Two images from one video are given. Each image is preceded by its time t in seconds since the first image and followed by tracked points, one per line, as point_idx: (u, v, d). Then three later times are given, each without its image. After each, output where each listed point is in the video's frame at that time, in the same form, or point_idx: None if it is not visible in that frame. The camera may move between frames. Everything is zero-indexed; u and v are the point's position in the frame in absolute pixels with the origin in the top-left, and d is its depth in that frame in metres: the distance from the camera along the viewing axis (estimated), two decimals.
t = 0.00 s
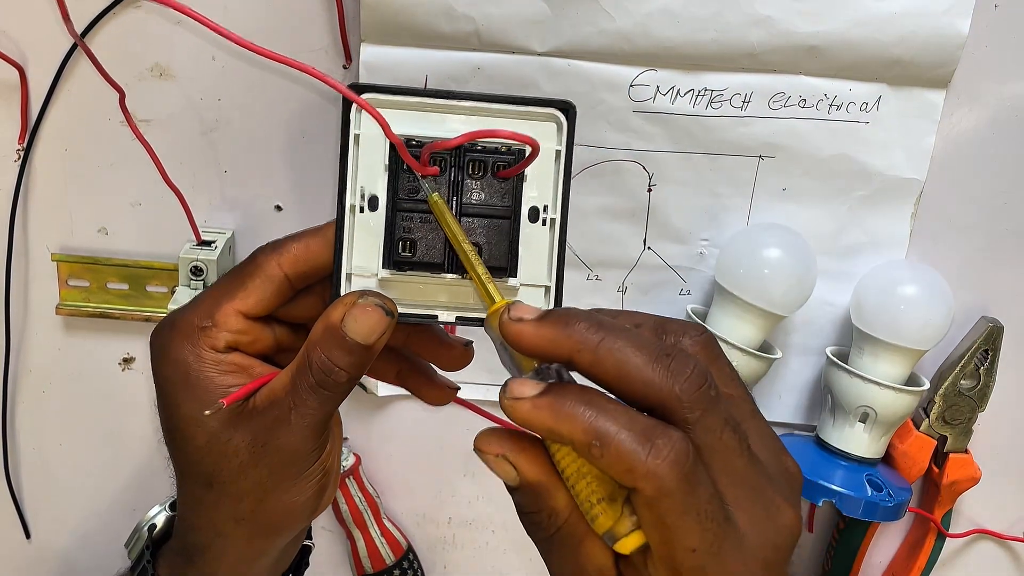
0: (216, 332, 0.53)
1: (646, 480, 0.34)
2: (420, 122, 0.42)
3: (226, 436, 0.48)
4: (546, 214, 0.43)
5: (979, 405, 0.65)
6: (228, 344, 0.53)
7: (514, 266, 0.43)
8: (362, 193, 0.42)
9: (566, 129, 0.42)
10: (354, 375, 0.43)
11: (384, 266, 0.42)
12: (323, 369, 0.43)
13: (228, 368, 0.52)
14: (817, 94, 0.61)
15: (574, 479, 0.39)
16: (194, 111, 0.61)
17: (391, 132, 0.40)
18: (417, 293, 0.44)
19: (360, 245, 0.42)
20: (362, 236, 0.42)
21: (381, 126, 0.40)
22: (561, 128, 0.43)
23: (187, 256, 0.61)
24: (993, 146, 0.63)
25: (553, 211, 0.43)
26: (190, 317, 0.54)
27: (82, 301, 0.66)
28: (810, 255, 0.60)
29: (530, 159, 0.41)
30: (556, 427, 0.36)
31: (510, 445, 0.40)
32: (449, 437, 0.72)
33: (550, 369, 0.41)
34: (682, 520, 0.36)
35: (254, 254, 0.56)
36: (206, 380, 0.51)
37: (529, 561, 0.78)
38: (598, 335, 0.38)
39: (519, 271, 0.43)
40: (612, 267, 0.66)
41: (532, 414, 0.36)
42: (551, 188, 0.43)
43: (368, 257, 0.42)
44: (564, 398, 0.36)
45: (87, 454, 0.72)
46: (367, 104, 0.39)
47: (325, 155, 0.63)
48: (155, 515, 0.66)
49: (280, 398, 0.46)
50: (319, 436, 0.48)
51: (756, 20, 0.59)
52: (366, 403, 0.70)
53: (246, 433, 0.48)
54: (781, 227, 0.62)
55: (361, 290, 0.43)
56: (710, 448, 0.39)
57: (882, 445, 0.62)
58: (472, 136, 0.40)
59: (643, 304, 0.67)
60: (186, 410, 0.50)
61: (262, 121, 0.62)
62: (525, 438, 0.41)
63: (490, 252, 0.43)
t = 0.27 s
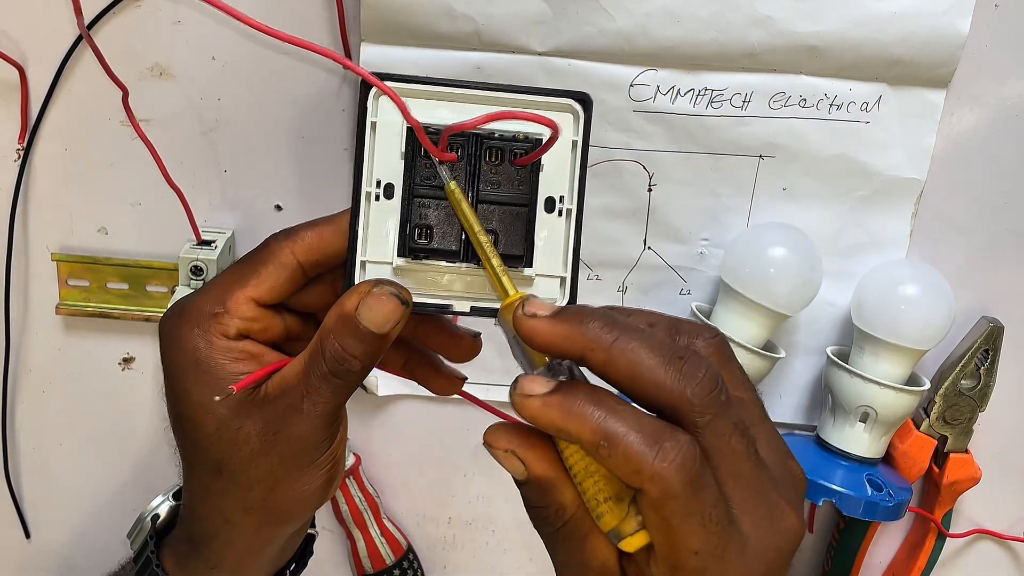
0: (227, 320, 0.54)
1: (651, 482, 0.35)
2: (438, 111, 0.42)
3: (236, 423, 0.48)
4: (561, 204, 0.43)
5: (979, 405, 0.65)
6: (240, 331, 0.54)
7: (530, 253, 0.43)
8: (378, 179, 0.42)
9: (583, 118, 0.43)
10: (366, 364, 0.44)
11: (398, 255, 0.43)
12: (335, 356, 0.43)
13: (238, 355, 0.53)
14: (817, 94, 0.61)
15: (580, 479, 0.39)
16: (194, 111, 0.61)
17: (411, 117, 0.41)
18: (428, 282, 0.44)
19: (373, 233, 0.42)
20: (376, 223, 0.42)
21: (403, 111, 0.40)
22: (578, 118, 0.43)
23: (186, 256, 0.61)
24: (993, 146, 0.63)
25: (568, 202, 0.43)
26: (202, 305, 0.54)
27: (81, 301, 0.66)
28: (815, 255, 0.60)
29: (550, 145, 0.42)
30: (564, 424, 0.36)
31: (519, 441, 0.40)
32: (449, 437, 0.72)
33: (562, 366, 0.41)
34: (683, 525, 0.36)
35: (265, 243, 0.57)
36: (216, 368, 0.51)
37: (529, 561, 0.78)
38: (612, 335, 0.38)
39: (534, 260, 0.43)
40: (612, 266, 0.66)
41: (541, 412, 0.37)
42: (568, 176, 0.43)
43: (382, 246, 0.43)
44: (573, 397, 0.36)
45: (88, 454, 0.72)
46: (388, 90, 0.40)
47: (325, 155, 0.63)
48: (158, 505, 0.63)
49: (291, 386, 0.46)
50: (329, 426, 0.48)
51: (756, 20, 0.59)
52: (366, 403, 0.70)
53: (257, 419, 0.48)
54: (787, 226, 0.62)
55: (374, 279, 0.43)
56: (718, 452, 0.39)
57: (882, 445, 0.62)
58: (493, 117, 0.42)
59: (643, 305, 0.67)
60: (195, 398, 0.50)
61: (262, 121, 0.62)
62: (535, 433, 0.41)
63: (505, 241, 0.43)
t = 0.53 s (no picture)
0: (231, 319, 0.54)
1: (666, 493, 0.35)
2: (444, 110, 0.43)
3: (239, 422, 0.48)
4: (565, 205, 0.43)
5: (979, 405, 0.65)
6: (244, 331, 0.54)
7: (535, 254, 0.43)
8: (382, 181, 0.42)
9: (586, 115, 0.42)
10: (370, 364, 0.44)
11: (403, 256, 0.43)
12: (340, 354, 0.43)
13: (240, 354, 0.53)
14: (817, 94, 0.61)
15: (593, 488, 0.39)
16: (194, 111, 0.61)
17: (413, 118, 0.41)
18: (438, 282, 0.44)
19: (378, 234, 0.42)
20: (380, 224, 0.42)
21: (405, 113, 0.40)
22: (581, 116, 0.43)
23: (186, 256, 0.61)
24: (993, 146, 0.63)
25: (573, 202, 0.43)
26: (206, 304, 0.54)
27: (81, 301, 0.66)
28: (819, 255, 0.60)
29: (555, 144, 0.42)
30: (578, 434, 0.36)
31: (530, 452, 0.40)
32: (450, 437, 0.72)
33: (570, 374, 0.41)
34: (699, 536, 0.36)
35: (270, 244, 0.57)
36: (218, 364, 0.51)
37: (529, 561, 0.78)
38: (623, 345, 0.38)
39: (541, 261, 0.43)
40: (612, 266, 0.66)
41: (555, 421, 0.36)
42: (573, 176, 0.43)
43: (387, 247, 0.43)
44: (586, 406, 0.36)
45: (88, 454, 0.72)
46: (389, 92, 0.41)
47: (325, 155, 0.63)
48: (157, 504, 0.63)
49: (295, 388, 0.45)
50: (333, 427, 0.48)
51: (756, 20, 0.58)
52: (366, 403, 0.70)
53: (264, 418, 0.47)
54: (789, 226, 0.62)
55: (380, 279, 0.43)
56: (729, 462, 0.39)
57: (882, 445, 0.62)
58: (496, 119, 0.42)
59: (643, 305, 0.67)
60: (196, 395, 0.50)
61: (262, 121, 0.62)
62: (545, 442, 0.41)
63: (510, 241, 0.43)
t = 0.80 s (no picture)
0: (214, 387, 0.56)
1: None
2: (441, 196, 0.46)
3: (219, 493, 0.51)
4: (550, 296, 0.46)
5: (979, 405, 0.65)
6: (227, 399, 0.56)
7: (515, 344, 0.46)
8: (373, 261, 0.45)
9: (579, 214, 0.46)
10: (346, 443, 0.46)
11: (387, 335, 0.45)
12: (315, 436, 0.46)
13: (223, 422, 0.55)
14: (817, 95, 0.61)
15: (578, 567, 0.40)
16: (194, 111, 0.61)
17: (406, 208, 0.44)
18: (419, 366, 0.46)
19: (366, 312, 0.45)
20: (369, 303, 0.45)
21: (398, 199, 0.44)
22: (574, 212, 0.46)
23: (186, 257, 0.61)
24: (992, 146, 0.63)
25: (558, 295, 0.46)
26: (190, 371, 0.56)
27: (81, 301, 0.66)
28: (801, 252, 0.60)
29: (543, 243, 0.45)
30: (562, 523, 0.38)
31: (514, 538, 0.41)
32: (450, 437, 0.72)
33: (554, 458, 0.43)
34: None
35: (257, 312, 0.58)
36: (199, 435, 0.54)
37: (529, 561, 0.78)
38: (602, 431, 0.41)
39: (520, 350, 0.46)
40: (612, 266, 0.66)
41: (535, 507, 0.38)
42: (559, 270, 0.46)
43: (371, 326, 0.46)
44: (571, 494, 0.38)
45: (88, 454, 0.72)
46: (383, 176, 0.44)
47: (325, 156, 0.63)
48: (139, 557, 0.70)
49: (278, 462, 0.48)
50: (309, 499, 0.51)
51: (756, 20, 0.58)
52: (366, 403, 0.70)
53: (242, 489, 0.50)
54: (774, 227, 0.62)
55: (362, 356, 0.45)
56: (710, 546, 0.41)
57: (883, 445, 0.62)
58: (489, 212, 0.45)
59: (643, 305, 0.67)
60: (178, 461, 0.54)
61: (261, 122, 0.62)
62: (530, 526, 0.42)
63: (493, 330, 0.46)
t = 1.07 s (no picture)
0: (196, 463, 0.57)
1: None
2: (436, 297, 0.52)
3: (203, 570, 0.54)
4: (534, 397, 0.52)
5: (978, 405, 0.65)
6: (208, 476, 0.58)
7: (494, 443, 0.52)
8: (360, 348, 0.51)
9: (569, 318, 0.52)
10: (322, 529, 0.48)
11: (367, 424, 0.51)
12: (292, 521, 0.47)
13: (203, 500, 0.57)
14: (817, 95, 0.61)
15: None
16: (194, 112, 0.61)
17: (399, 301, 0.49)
18: (400, 457, 0.52)
19: (349, 399, 0.51)
20: (353, 390, 0.51)
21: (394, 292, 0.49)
22: (566, 316, 0.53)
23: (187, 257, 0.60)
24: (992, 147, 0.63)
25: (541, 396, 0.52)
26: (175, 448, 0.58)
27: (81, 301, 0.66)
28: (774, 249, 0.60)
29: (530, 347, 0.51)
30: None
31: None
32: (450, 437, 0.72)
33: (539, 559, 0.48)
34: None
35: (238, 385, 0.60)
36: (180, 515, 0.55)
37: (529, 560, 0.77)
38: (580, 540, 0.46)
39: (498, 450, 0.52)
40: (612, 267, 0.66)
41: None
42: (542, 371, 0.52)
43: (351, 413, 0.51)
44: None
45: (88, 455, 0.72)
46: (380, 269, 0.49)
47: (325, 156, 0.63)
48: None
49: (252, 546, 0.51)
50: None
51: (756, 20, 0.59)
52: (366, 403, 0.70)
53: (220, 570, 0.53)
54: (750, 225, 0.62)
55: (340, 440, 0.51)
56: None
57: (882, 445, 0.62)
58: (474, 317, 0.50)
59: (643, 305, 0.67)
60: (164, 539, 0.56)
61: (261, 123, 0.62)
62: None
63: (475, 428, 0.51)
